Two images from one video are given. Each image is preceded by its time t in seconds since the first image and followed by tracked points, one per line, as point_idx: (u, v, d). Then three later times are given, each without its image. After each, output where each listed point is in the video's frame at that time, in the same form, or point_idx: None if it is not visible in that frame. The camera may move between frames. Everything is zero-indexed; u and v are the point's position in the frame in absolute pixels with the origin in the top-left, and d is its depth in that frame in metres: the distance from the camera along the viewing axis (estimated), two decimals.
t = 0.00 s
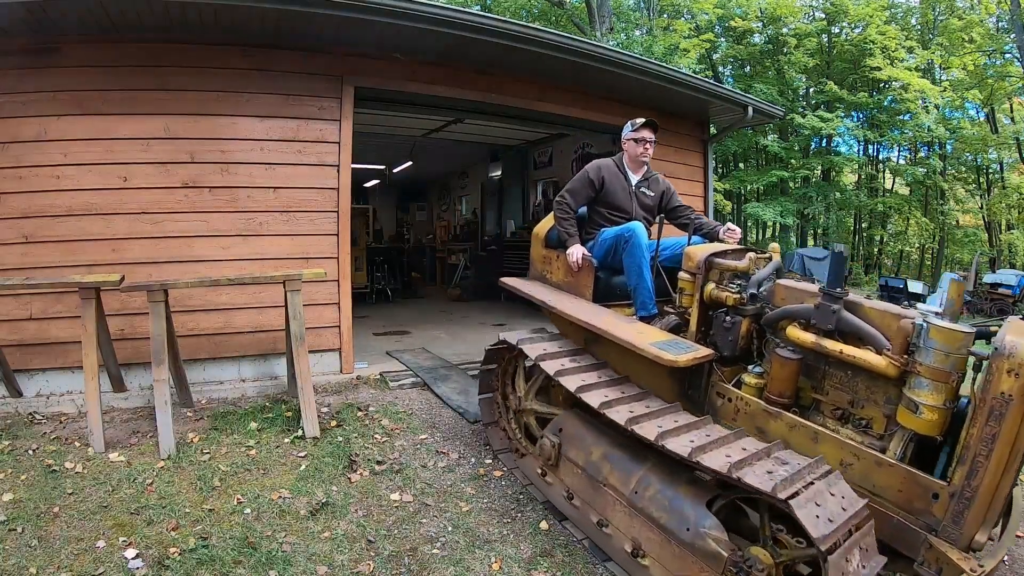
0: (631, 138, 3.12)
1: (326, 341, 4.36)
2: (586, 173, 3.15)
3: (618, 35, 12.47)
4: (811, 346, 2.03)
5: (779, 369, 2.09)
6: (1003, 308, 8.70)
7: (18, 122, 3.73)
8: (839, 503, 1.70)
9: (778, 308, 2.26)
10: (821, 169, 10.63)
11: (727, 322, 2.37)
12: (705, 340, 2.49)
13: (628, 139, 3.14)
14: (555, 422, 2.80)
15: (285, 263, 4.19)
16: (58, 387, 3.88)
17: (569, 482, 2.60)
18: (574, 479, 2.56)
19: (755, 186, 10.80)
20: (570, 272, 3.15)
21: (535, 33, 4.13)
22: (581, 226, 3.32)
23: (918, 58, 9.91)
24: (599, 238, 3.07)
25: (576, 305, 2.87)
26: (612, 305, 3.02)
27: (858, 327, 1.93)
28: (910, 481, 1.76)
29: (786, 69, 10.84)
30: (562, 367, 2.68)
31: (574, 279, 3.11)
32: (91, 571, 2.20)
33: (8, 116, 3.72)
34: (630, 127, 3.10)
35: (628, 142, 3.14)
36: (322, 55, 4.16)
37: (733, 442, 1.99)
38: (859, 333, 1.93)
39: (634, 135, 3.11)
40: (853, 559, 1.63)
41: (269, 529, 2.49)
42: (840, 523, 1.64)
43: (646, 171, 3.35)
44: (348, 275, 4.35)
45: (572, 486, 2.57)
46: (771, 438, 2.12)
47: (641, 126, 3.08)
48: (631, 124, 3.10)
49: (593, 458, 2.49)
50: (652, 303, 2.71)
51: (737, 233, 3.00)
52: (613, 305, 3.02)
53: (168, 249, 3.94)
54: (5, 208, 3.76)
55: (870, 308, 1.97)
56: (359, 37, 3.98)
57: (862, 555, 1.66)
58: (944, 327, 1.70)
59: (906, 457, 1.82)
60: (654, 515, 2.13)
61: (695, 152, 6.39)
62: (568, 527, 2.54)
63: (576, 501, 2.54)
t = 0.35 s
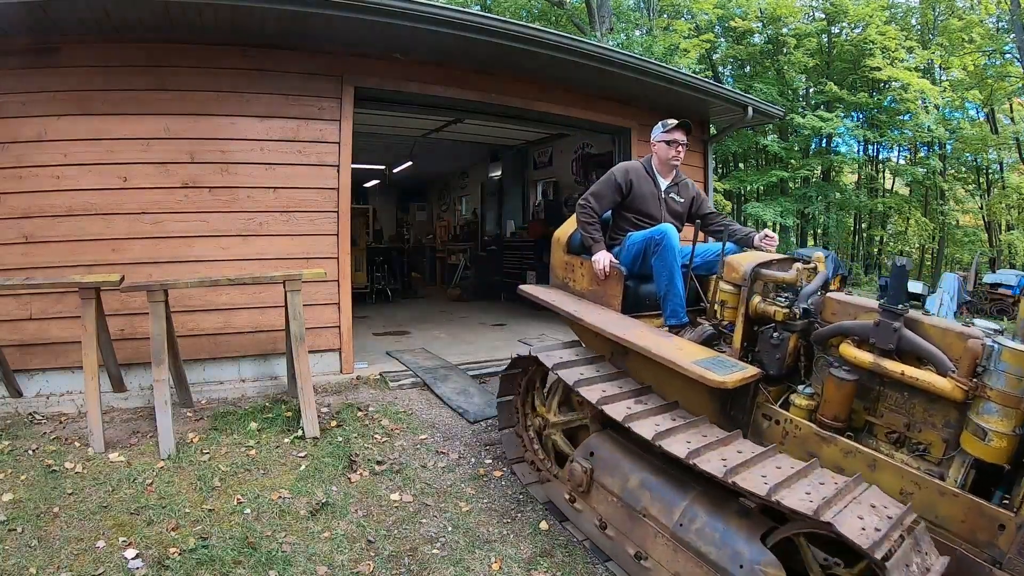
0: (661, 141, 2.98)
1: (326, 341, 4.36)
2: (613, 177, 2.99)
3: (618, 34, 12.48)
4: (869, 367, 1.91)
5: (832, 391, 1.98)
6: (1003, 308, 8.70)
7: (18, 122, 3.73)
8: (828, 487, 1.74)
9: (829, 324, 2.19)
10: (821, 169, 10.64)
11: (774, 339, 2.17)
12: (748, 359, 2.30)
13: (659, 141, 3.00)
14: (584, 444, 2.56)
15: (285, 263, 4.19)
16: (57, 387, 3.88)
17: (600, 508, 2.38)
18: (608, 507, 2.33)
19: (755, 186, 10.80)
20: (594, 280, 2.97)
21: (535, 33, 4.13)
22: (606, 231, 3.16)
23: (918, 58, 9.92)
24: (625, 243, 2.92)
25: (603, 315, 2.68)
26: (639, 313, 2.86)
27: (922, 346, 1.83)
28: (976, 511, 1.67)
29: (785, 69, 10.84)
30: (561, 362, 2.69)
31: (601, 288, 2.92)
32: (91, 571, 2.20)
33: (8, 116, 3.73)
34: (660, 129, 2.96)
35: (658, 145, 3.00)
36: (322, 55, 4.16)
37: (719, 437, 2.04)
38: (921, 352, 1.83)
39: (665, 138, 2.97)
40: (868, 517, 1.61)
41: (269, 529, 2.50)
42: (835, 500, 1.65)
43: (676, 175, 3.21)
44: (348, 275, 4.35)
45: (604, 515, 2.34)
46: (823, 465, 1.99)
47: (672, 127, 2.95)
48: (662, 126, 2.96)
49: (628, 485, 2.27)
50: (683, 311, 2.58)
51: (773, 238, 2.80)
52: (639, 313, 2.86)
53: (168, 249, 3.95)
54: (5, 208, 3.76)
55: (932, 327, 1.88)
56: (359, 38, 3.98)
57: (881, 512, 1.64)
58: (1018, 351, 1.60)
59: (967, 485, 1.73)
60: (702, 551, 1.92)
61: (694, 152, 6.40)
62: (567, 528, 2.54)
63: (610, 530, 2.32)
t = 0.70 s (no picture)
0: (693, 139, 2.80)
1: (325, 341, 4.36)
2: (641, 178, 2.80)
3: (618, 34, 12.48)
4: (932, 386, 1.71)
5: (895, 412, 1.78)
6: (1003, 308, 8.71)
7: (18, 122, 3.73)
8: (823, 487, 1.72)
9: (885, 339, 1.96)
10: (821, 169, 10.64)
11: (827, 355, 1.99)
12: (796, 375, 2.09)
13: (690, 139, 2.82)
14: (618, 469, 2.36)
15: (285, 263, 4.19)
16: (57, 387, 3.88)
17: (639, 539, 2.17)
18: (649, 539, 2.13)
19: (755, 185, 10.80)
20: (625, 288, 2.76)
21: (536, 33, 4.13)
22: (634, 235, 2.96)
23: (918, 58, 9.92)
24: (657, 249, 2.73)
25: (634, 328, 2.49)
26: (670, 325, 2.65)
27: (993, 365, 1.62)
28: None
29: (785, 69, 10.83)
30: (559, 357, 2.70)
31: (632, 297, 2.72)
32: (91, 571, 2.20)
33: (7, 116, 3.72)
34: (690, 127, 2.79)
35: (689, 143, 2.83)
36: (322, 55, 4.16)
37: (714, 435, 2.01)
38: (989, 371, 1.63)
39: (696, 136, 2.80)
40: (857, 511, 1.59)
41: (269, 529, 2.50)
42: (828, 500, 1.63)
43: (706, 176, 3.04)
44: (348, 275, 4.35)
45: (644, 546, 2.13)
46: (882, 491, 1.78)
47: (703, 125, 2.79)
48: (692, 124, 2.80)
49: (671, 514, 2.08)
50: (721, 321, 2.37)
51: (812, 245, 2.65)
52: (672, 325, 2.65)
53: (168, 249, 3.95)
54: (5, 207, 3.76)
55: (1000, 344, 1.69)
56: (359, 37, 3.98)
57: (874, 506, 1.62)
58: None
59: None
60: None
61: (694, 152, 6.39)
62: (568, 528, 2.53)
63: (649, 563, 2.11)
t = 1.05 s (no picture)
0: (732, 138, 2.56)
1: (325, 341, 4.36)
2: (679, 180, 2.52)
3: (618, 34, 12.51)
4: (1008, 412, 1.46)
5: (963, 436, 1.52)
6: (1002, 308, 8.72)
7: (18, 121, 3.73)
8: (824, 493, 1.62)
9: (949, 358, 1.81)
10: (821, 168, 10.66)
11: (890, 377, 1.70)
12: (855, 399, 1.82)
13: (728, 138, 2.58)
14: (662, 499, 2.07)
15: (285, 263, 4.18)
16: (57, 387, 3.88)
17: None
18: None
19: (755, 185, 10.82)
20: (659, 296, 2.44)
21: (535, 33, 4.13)
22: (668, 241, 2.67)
23: (918, 58, 9.94)
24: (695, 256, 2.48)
25: (672, 340, 2.20)
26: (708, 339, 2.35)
27: None
28: None
29: (786, 69, 10.85)
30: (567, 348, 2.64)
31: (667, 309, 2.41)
32: (92, 571, 2.20)
33: (7, 116, 3.72)
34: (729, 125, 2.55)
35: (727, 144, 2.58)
36: (322, 55, 4.17)
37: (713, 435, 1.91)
38: None
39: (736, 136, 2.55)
40: (857, 521, 1.49)
41: (269, 529, 2.50)
42: (830, 506, 1.53)
43: (744, 179, 2.78)
44: (348, 275, 4.36)
45: None
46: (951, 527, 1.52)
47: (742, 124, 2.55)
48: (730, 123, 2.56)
49: (725, 553, 1.80)
50: (767, 336, 2.17)
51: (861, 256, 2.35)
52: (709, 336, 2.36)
53: (168, 249, 3.95)
54: (5, 208, 3.76)
55: None
56: (358, 37, 3.97)
57: (872, 517, 1.51)
58: None
59: None
60: None
61: (694, 152, 6.39)
62: (568, 528, 2.53)
63: None
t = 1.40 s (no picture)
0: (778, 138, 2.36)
1: (326, 341, 4.36)
2: (724, 182, 2.31)
3: (618, 34, 12.53)
4: None
5: None
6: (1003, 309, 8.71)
7: (18, 121, 3.73)
8: (833, 491, 1.62)
9: None
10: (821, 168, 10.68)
11: (961, 404, 1.58)
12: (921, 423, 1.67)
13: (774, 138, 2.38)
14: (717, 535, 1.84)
15: (285, 263, 4.19)
16: (57, 387, 3.88)
17: None
18: None
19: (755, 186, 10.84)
20: (704, 307, 2.20)
21: (535, 33, 4.13)
22: (710, 247, 2.44)
23: (918, 58, 9.95)
24: (743, 265, 2.30)
25: (719, 358, 2.03)
26: (759, 356, 2.19)
27: None
28: None
29: (785, 69, 10.86)
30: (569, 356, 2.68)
31: (710, 322, 2.19)
32: (91, 571, 2.20)
33: (8, 115, 3.72)
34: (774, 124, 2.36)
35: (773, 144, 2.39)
36: (322, 55, 4.17)
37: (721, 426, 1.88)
38: None
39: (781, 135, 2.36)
40: (869, 522, 1.50)
41: (269, 529, 2.50)
42: (842, 505, 1.54)
43: (789, 182, 2.57)
44: (348, 275, 4.36)
45: None
46: None
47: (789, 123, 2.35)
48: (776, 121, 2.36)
49: None
50: (827, 355, 2.02)
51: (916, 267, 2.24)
52: (757, 353, 2.20)
53: (168, 249, 3.95)
54: (5, 207, 3.76)
55: None
56: (359, 37, 3.98)
57: (884, 517, 1.52)
58: None
59: None
60: None
61: (695, 152, 6.39)
62: (567, 529, 2.52)
63: None
